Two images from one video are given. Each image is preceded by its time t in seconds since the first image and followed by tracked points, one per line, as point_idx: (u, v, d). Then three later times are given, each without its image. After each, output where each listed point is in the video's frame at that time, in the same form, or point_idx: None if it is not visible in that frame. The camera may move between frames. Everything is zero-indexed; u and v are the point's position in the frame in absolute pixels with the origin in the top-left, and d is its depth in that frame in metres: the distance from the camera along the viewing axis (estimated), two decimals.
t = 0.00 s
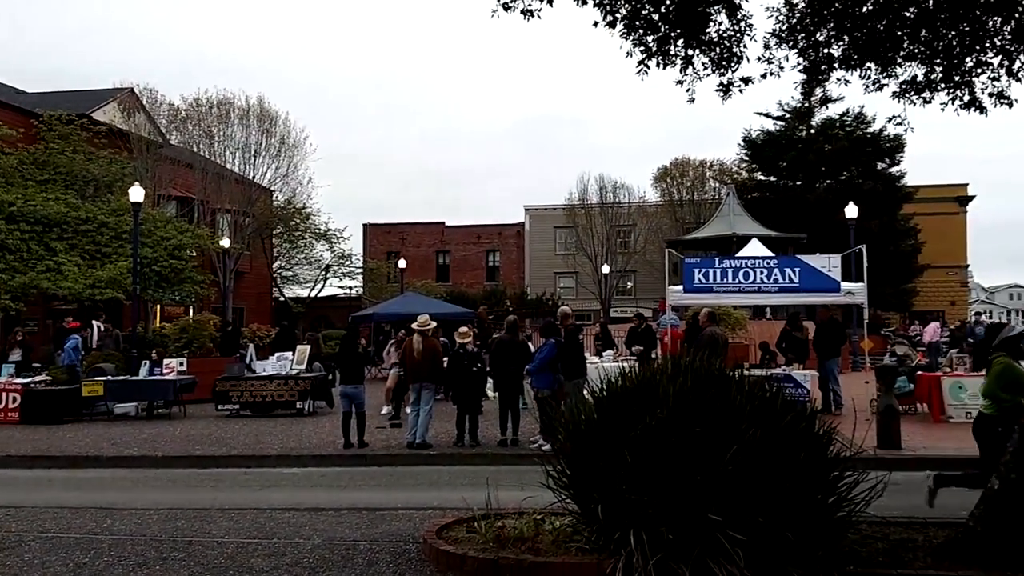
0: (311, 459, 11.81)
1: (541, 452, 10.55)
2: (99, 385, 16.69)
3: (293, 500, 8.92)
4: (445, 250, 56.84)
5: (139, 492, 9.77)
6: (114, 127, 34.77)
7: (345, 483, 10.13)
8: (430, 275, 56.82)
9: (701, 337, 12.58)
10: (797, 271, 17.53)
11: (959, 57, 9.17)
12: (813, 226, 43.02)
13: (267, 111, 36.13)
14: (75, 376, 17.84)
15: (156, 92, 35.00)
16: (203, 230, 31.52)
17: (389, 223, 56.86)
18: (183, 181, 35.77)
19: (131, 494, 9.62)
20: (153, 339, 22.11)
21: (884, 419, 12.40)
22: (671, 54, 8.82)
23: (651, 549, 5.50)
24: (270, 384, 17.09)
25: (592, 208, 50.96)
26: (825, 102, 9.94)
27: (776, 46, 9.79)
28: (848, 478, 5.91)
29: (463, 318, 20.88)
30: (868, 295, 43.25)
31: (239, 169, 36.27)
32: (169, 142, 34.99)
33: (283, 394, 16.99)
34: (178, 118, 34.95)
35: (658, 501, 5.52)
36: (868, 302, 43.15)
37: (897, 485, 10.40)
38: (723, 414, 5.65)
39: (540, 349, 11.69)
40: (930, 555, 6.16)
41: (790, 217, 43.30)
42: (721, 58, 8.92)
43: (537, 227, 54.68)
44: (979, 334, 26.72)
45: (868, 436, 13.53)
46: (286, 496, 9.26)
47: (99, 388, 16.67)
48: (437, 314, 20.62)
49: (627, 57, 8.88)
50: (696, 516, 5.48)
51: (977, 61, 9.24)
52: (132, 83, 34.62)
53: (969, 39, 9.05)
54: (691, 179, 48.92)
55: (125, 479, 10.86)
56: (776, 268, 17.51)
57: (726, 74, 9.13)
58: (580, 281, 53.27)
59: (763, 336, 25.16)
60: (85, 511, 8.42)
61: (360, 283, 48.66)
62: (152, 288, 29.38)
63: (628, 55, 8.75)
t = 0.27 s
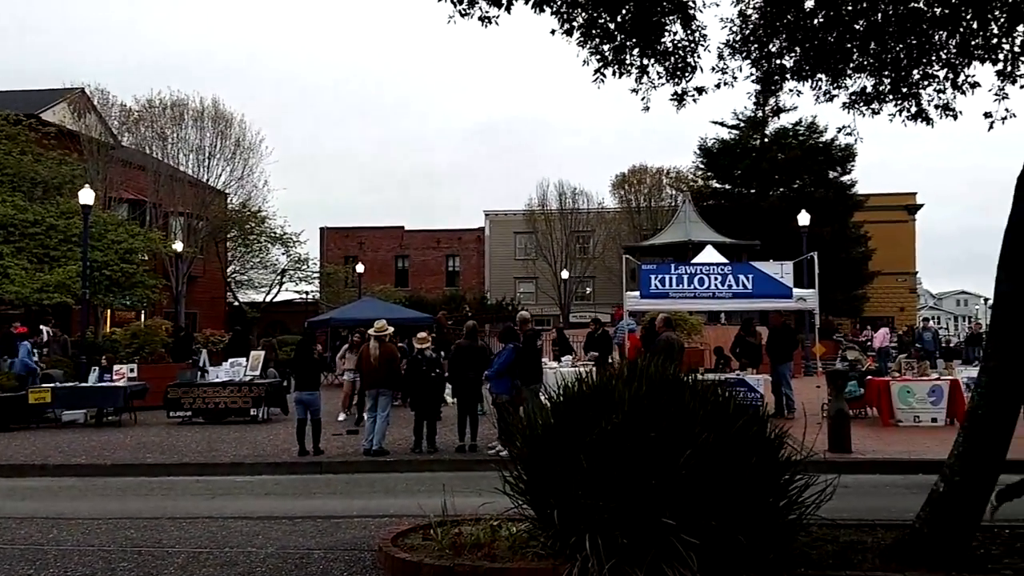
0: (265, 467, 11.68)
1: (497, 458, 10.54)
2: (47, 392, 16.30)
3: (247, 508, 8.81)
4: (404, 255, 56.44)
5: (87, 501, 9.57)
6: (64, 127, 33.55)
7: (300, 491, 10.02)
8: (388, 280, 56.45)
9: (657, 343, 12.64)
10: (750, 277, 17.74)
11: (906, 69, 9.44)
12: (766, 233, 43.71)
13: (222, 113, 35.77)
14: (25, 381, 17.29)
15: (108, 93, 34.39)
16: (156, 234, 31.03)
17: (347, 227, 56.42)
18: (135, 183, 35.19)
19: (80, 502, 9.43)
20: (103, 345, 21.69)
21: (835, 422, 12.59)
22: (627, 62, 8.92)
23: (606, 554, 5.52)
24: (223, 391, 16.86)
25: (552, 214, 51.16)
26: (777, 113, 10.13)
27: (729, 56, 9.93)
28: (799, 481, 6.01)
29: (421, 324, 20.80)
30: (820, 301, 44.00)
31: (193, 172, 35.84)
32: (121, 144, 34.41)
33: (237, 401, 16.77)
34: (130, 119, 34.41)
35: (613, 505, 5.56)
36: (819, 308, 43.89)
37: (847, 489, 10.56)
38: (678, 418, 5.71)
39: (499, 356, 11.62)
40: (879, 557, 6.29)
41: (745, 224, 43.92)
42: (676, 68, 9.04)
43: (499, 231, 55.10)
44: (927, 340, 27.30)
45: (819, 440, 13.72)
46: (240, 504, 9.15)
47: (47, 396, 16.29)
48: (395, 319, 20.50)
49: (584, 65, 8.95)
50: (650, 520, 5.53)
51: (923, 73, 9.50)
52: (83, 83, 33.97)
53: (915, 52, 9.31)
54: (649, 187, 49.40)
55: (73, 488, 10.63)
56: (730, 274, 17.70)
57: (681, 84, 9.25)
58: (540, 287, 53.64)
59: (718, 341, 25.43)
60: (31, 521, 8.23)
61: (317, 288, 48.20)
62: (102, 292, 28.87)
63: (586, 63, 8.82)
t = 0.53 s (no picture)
0: (220, 472, 11.54)
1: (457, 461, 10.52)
2: None
3: (202, 515, 8.70)
4: (365, 257, 55.98)
5: (36, 508, 9.37)
6: (14, 125, 33.00)
7: (256, 496, 9.92)
8: (349, 282, 55.87)
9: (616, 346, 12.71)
10: (708, 281, 17.92)
11: (859, 78, 9.62)
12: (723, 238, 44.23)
13: (178, 112, 35.28)
14: None
15: (60, 90, 33.66)
16: (110, 234, 30.49)
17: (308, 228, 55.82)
18: (87, 183, 34.63)
19: (29, 509, 9.24)
20: (54, 347, 21.25)
21: (789, 424, 12.77)
22: (586, 68, 8.98)
23: (564, 557, 5.55)
24: (177, 395, 16.62)
25: (514, 217, 51.25)
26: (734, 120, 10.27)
27: (687, 63, 10.03)
28: (754, 483, 6.09)
29: (381, 327, 20.68)
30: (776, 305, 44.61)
31: (149, 172, 35.32)
32: (73, 142, 33.70)
33: (192, 405, 16.55)
34: (83, 117, 33.69)
35: (571, 508, 5.58)
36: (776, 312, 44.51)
37: (800, 490, 10.72)
38: (636, 422, 5.76)
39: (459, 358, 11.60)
40: (831, 558, 6.39)
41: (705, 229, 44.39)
42: (635, 75, 9.13)
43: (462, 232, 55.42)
44: (880, 343, 27.80)
45: (774, 443, 13.90)
46: (196, 509, 9.03)
47: None
48: (354, 323, 20.40)
49: (544, 69, 8.99)
50: (607, 523, 5.55)
51: (876, 82, 9.69)
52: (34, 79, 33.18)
53: (868, 62, 9.50)
54: (609, 192, 49.89)
55: (21, 494, 10.40)
56: (688, 278, 17.87)
57: (640, 90, 9.34)
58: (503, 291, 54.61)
59: (676, 345, 25.63)
60: None
61: (276, 290, 47.62)
62: (53, 293, 28.42)
63: (546, 67, 8.86)
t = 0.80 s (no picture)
0: (181, 476, 11.40)
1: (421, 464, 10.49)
2: None
3: (162, 520, 8.58)
4: (329, 258, 55.57)
5: None
6: None
7: (218, 500, 9.81)
8: (313, 284, 55.45)
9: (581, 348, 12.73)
10: (672, 284, 18.08)
11: (820, 84, 9.77)
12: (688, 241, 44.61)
13: (139, 111, 34.76)
14: None
15: (17, 87, 32.99)
16: (69, 235, 29.94)
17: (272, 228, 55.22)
18: (46, 183, 33.21)
19: None
20: (10, 349, 20.84)
21: (750, 424, 12.91)
22: (552, 71, 9.01)
23: (528, 559, 5.56)
24: (137, 398, 16.39)
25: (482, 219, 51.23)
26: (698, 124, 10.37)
27: (651, 68, 10.11)
28: (715, 483, 6.16)
29: (346, 329, 20.54)
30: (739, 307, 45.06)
31: (109, 171, 34.81)
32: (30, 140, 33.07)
33: (153, 407, 16.33)
34: (42, 115, 32.92)
35: (535, 510, 5.60)
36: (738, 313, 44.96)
37: (761, 489, 10.85)
38: (599, 423, 5.79)
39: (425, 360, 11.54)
40: (791, 556, 6.48)
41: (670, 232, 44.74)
42: (599, 78, 9.18)
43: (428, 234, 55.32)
44: (840, 345, 28.17)
45: (736, 443, 14.04)
46: (155, 514, 8.92)
47: None
48: (318, 324, 20.24)
49: (509, 72, 9.00)
50: (571, 524, 5.58)
51: (836, 88, 9.83)
52: None
53: (827, 69, 9.65)
54: (576, 195, 50.29)
55: None
56: (653, 281, 18.03)
57: (605, 93, 9.39)
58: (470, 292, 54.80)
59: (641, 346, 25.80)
60: None
61: (239, 291, 47.13)
62: (9, 294, 27.70)
63: (511, 70, 8.88)
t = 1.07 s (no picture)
0: (147, 481, 11.27)
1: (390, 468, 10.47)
2: None
3: (127, 526, 8.48)
4: (298, 260, 55.22)
5: None
6: None
7: (183, 506, 9.71)
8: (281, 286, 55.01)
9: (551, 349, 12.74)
10: (642, 285, 18.17)
11: (786, 89, 9.88)
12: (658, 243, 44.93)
13: (105, 111, 34.37)
14: None
15: None
16: (32, 237, 29.48)
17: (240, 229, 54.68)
18: (8, 183, 32.78)
19: None
20: None
21: (718, 424, 13.03)
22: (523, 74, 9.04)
23: (496, 563, 5.58)
24: (100, 402, 16.18)
25: (454, 220, 51.21)
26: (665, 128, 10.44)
27: (620, 71, 10.17)
28: (683, 483, 6.21)
29: (316, 332, 20.45)
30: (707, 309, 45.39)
31: (73, 172, 34.37)
32: None
33: (117, 412, 16.12)
34: (3, 115, 32.59)
35: (504, 512, 5.61)
36: (707, 315, 45.34)
37: (729, 490, 10.94)
38: (568, 425, 5.81)
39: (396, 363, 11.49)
40: (759, 555, 6.55)
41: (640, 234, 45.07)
42: (569, 81, 9.22)
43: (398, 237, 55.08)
44: (807, 346, 28.46)
45: (705, 444, 14.15)
46: (120, 520, 8.80)
47: None
48: (287, 327, 20.09)
49: (479, 74, 9.03)
50: (539, 526, 5.59)
51: (801, 93, 9.96)
52: None
53: (793, 74, 9.76)
54: (547, 198, 50.48)
55: None
56: (623, 283, 18.11)
57: (573, 96, 9.44)
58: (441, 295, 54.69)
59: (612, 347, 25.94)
60: None
61: (206, 294, 46.65)
62: None
63: (480, 72, 8.90)
